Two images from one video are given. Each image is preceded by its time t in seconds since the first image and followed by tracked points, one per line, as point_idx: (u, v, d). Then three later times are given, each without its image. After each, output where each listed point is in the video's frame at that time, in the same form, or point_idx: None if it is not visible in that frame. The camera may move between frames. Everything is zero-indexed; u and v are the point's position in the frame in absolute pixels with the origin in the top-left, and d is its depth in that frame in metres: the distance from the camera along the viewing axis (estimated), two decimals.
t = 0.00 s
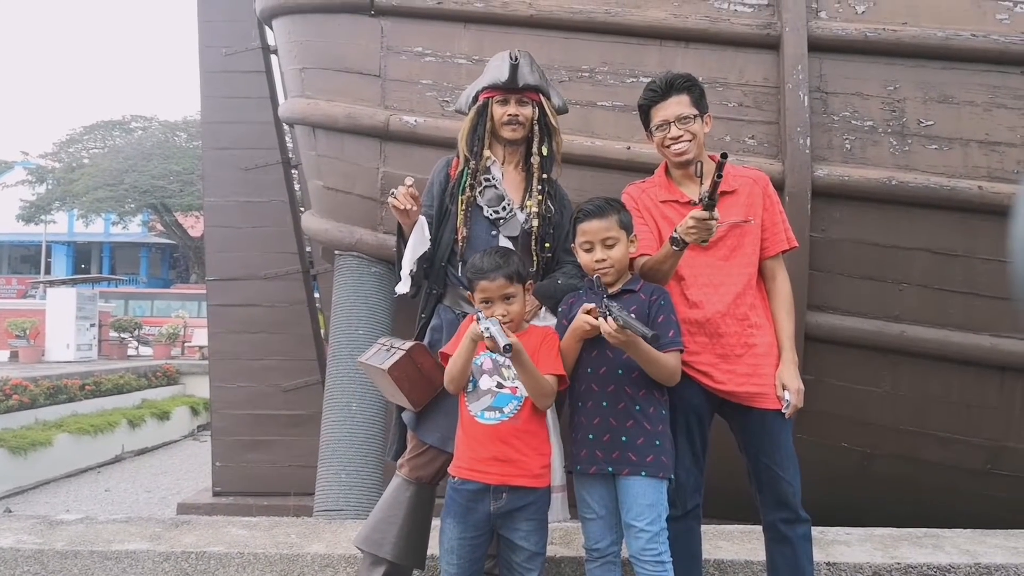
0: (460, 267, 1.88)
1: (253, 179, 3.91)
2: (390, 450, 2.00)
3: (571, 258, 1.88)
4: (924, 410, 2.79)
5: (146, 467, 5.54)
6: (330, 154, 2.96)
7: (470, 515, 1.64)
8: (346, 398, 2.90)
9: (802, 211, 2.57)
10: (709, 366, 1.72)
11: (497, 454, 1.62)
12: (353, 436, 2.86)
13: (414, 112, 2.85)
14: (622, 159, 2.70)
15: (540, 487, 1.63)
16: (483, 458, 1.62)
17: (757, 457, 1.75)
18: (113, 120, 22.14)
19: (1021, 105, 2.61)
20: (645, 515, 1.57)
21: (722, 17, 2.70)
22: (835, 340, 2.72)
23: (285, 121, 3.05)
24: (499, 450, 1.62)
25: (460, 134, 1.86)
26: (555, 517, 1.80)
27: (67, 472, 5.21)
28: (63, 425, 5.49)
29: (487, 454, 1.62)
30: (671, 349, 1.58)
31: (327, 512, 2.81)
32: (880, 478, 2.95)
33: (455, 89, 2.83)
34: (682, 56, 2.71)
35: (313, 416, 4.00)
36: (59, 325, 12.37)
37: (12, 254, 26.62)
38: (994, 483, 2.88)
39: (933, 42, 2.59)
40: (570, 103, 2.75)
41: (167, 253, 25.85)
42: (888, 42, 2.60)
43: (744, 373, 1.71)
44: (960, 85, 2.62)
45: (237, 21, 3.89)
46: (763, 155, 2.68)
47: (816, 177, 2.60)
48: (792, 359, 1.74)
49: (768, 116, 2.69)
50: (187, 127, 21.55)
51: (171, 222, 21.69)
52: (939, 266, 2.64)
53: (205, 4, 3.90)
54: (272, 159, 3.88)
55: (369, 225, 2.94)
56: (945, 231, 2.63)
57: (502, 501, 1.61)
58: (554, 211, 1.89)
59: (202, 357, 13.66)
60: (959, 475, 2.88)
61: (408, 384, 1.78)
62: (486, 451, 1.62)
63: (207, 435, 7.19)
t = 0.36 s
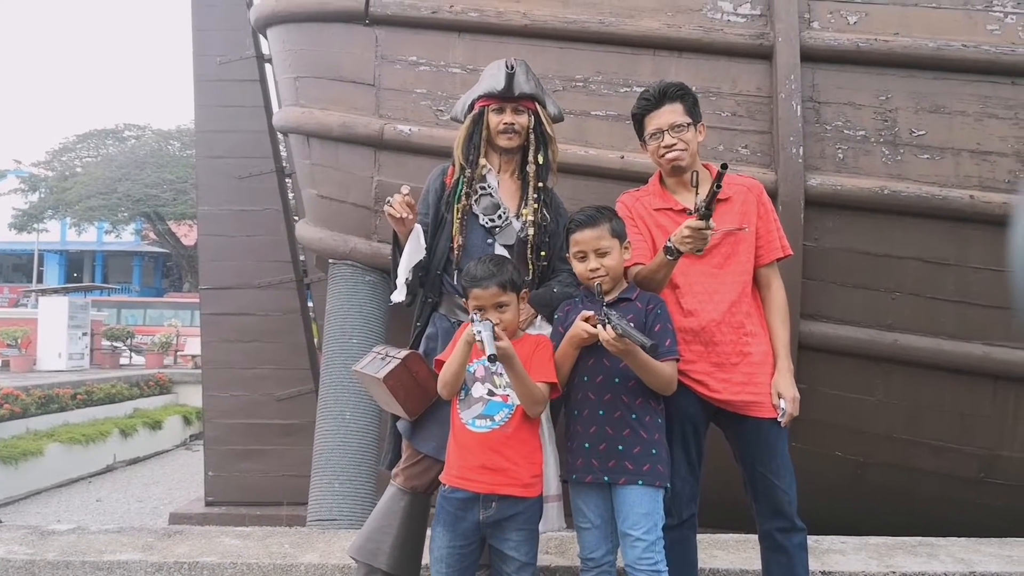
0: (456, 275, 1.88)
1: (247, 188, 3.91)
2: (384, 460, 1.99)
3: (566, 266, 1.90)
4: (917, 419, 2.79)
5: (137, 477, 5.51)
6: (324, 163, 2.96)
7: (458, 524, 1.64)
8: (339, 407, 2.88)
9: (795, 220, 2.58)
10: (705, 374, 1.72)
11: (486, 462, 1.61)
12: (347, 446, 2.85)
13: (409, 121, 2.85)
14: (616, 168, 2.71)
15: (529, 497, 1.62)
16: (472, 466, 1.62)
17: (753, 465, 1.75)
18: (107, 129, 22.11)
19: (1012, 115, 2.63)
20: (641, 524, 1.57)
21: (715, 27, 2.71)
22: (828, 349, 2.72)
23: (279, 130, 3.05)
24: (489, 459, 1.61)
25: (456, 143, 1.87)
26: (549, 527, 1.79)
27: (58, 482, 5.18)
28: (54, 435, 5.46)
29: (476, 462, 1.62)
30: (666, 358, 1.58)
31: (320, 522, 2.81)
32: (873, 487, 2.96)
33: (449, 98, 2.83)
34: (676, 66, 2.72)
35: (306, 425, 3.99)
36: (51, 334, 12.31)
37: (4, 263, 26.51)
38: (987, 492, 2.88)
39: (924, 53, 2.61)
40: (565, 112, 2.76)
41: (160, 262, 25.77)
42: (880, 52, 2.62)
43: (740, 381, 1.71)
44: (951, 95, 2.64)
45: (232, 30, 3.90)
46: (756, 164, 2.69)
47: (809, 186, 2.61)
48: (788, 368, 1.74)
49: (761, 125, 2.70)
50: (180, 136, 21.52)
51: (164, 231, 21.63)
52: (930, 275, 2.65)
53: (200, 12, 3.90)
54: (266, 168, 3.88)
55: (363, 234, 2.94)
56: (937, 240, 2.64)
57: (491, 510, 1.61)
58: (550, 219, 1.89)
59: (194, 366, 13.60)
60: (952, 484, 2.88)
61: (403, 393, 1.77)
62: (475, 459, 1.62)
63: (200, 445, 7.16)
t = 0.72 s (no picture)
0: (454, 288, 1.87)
1: (243, 202, 3.90)
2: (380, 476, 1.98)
3: (565, 278, 1.90)
4: (915, 433, 2.78)
5: (131, 492, 5.48)
6: (320, 177, 2.96)
7: (456, 541, 1.63)
8: (335, 422, 2.87)
9: (791, 233, 2.58)
10: (705, 388, 1.71)
11: (484, 477, 1.60)
12: (342, 461, 2.84)
13: (405, 135, 2.86)
14: (612, 182, 2.71)
15: (529, 512, 1.61)
16: (470, 481, 1.61)
17: (753, 479, 1.74)
18: (103, 144, 22.13)
19: (1006, 130, 2.64)
20: (642, 539, 1.55)
21: (710, 41, 2.73)
22: (825, 362, 2.72)
23: (275, 143, 3.05)
24: (487, 473, 1.60)
25: (454, 154, 1.87)
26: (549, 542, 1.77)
27: (51, 498, 5.14)
28: (47, 450, 5.42)
29: (474, 477, 1.61)
30: (666, 370, 1.58)
31: (316, 537, 2.81)
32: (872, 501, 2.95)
33: (446, 112, 2.84)
34: (671, 80, 2.74)
35: (301, 439, 3.97)
36: (44, 349, 12.26)
37: None
38: (986, 506, 2.88)
39: (918, 68, 2.62)
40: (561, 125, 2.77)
41: (155, 276, 25.72)
42: (874, 67, 2.63)
43: (740, 395, 1.71)
44: (945, 110, 2.66)
45: (229, 45, 3.91)
46: (752, 178, 2.69)
47: (804, 200, 2.62)
48: (788, 381, 1.74)
49: (757, 139, 2.71)
50: (176, 151, 21.54)
51: (159, 245, 21.61)
52: (926, 289, 2.65)
53: (198, 27, 3.91)
54: (263, 182, 3.88)
55: (359, 247, 2.93)
56: (932, 254, 2.65)
57: (490, 526, 1.60)
58: (549, 231, 1.89)
59: (188, 381, 13.54)
60: (951, 498, 2.88)
61: (401, 405, 1.76)
62: (473, 474, 1.61)
63: (194, 460, 7.12)
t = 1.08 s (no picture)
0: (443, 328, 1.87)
1: (239, 215, 3.87)
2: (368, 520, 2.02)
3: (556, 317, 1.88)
4: (915, 453, 2.75)
5: (125, 505, 5.43)
6: (314, 192, 2.94)
7: None
8: (329, 441, 2.85)
9: (789, 252, 2.56)
10: (698, 437, 1.70)
11: (473, 533, 1.60)
12: (336, 481, 2.81)
13: (400, 150, 2.83)
14: (609, 199, 2.68)
15: (517, 569, 1.61)
16: (458, 537, 1.60)
17: (749, 530, 1.74)
18: (101, 149, 22.10)
19: (1006, 147, 2.62)
20: None
21: (708, 57, 2.70)
22: (824, 382, 2.69)
23: (270, 158, 3.04)
24: (476, 529, 1.60)
25: (445, 191, 1.88)
26: None
27: (44, 511, 5.09)
28: (40, 462, 5.37)
29: (462, 533, 1.60)
30: (658, 423, 1.57)
31: (307, 564, 2.71)
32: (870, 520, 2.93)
33: (441, 128, 2.81)
34: (669, 97, 2.71)
35: (296, 454, 3.93)
36: (41, 357, 12.21)
37: None
38: (986, 527, 2.85)
39: (918, 84, 2.60)
40: (557, 142, 2.74)
41: (153, 282, 25.67)
42: (873, 83, 2.61)
43: (735, 444, 1.69)
44: (944, 127, 2.63)
45: (225, 56, 3.88)
46: (750, 195, 2.67)
47: (803, 218, 2.59)
48: (783, 429, 1.72)
49: (755, 156, 2.68)
50: (175, 157, 21.51)
51: (156, 251, 21.58)
52: (926, 308, 2.63)
53: (194, 39, 3.90)
54: (258, 194, 3.85)
55: (354, 264, 2.90)
56: (932, 273, 2.62)
57: None
58: (541, 269, 1.89)
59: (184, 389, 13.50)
60: (951, 519, 2.85)
61: (387, 452, 1.78)
62: (461, 530, 1.61)
63: (189, 471, 7.08)
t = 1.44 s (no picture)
0: (431, 389, 1.95)
1: (235, 231, 3.88)
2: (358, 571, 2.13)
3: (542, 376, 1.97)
4: (906, 476, 2.78)
5: (122, 518, 5.44)
6: (309, 215, 2.97)
7: None
8: (326, 463, 2.86)
9: (782, 278, 2.57)
10: (681, 503, 1.78)
11: None
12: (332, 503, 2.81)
13: (395, 174, 2.84)
14: (602, 224, 2.70)
15: None
16: None
17: None
18: (99, 154, 22.10)
19: (997, 172, 2.63)
20: None
21: (701, 81, 2.71)
22: (816, 405, 2.71)
23: (265, 180, 3.06)
24: None
25: (433, 256, 1.96)
26: None
27: (41, 526, 5.10)
28: (38, 476, 5.37)
29: None
30: (638, 494, 1.66)
31: None
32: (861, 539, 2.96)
33: (436, 151, 2.82)
34: (662, 121, 2.72)
35: (293, 471, 3.94)
36: (39, 364, 12.22)
37: None
38: (978, 548, 2.87)
39: (910, 109, 2.61)
40: (551, 166, 2.75)
41: (151, 286, 25.66)
42: (865, 108, 2.62)
43: (716, 510, 1.76)
44: (936, 152, 2.65)
45: (221, 73, 3.90)
46: (743, 221, 2.68)
47: (796, 243, 2.60)
48: (764, 495, 1.79)
49: (747, 181, 2.69)
50: (172, 161, 21.51)
51: (155, 256, 21.58)
52: (917, 333, 2.65)
53: (190, 56, 3.91)
54: (254, 211, 3.86)
55: (349, 286, 2.92)
56: (924, 298, 2.64)
57: None
58: (527, 330, 1.97)
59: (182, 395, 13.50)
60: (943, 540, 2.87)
61: (374, 517, 1.85)
62: None
63: (186, 482, 7.08)
